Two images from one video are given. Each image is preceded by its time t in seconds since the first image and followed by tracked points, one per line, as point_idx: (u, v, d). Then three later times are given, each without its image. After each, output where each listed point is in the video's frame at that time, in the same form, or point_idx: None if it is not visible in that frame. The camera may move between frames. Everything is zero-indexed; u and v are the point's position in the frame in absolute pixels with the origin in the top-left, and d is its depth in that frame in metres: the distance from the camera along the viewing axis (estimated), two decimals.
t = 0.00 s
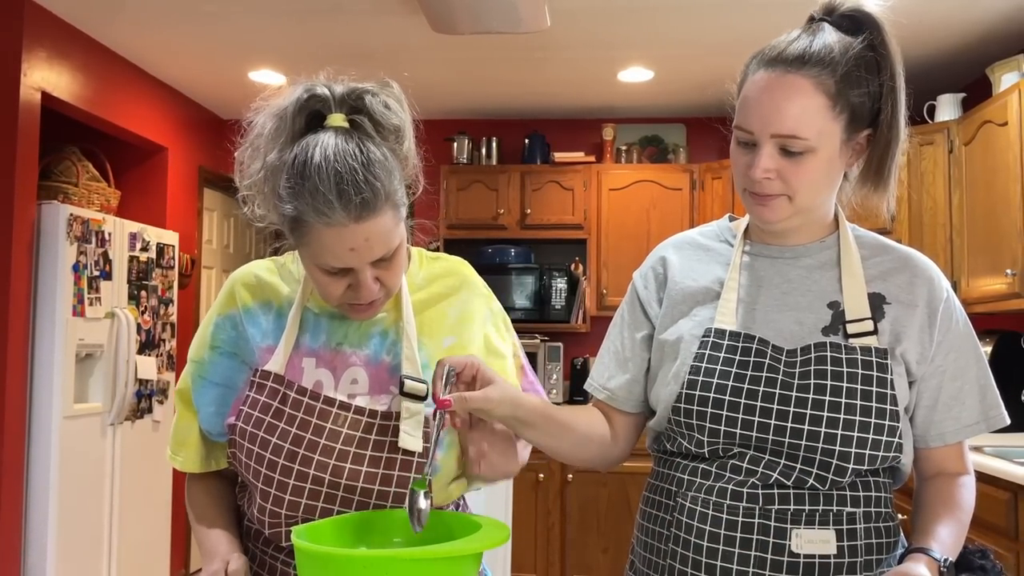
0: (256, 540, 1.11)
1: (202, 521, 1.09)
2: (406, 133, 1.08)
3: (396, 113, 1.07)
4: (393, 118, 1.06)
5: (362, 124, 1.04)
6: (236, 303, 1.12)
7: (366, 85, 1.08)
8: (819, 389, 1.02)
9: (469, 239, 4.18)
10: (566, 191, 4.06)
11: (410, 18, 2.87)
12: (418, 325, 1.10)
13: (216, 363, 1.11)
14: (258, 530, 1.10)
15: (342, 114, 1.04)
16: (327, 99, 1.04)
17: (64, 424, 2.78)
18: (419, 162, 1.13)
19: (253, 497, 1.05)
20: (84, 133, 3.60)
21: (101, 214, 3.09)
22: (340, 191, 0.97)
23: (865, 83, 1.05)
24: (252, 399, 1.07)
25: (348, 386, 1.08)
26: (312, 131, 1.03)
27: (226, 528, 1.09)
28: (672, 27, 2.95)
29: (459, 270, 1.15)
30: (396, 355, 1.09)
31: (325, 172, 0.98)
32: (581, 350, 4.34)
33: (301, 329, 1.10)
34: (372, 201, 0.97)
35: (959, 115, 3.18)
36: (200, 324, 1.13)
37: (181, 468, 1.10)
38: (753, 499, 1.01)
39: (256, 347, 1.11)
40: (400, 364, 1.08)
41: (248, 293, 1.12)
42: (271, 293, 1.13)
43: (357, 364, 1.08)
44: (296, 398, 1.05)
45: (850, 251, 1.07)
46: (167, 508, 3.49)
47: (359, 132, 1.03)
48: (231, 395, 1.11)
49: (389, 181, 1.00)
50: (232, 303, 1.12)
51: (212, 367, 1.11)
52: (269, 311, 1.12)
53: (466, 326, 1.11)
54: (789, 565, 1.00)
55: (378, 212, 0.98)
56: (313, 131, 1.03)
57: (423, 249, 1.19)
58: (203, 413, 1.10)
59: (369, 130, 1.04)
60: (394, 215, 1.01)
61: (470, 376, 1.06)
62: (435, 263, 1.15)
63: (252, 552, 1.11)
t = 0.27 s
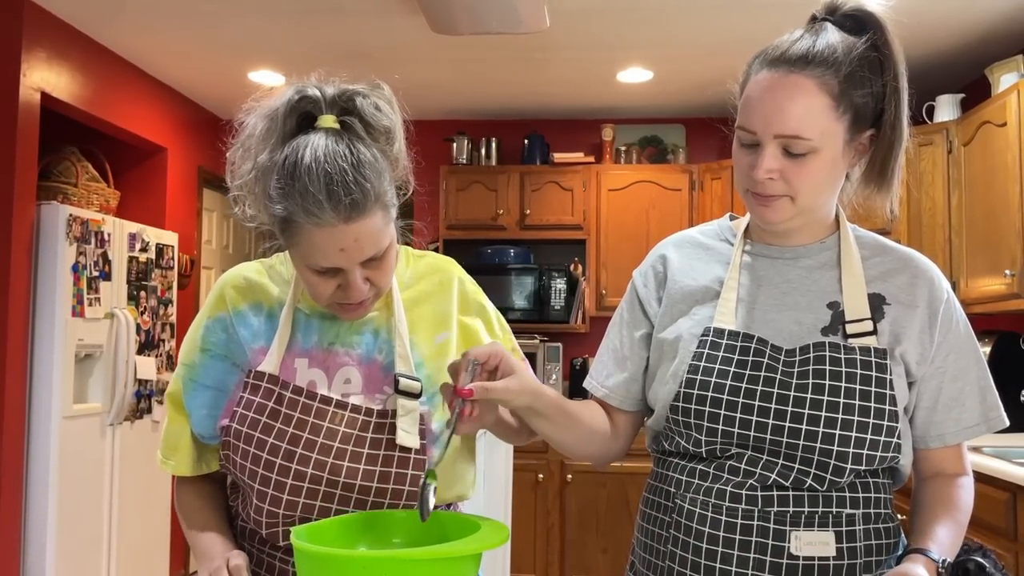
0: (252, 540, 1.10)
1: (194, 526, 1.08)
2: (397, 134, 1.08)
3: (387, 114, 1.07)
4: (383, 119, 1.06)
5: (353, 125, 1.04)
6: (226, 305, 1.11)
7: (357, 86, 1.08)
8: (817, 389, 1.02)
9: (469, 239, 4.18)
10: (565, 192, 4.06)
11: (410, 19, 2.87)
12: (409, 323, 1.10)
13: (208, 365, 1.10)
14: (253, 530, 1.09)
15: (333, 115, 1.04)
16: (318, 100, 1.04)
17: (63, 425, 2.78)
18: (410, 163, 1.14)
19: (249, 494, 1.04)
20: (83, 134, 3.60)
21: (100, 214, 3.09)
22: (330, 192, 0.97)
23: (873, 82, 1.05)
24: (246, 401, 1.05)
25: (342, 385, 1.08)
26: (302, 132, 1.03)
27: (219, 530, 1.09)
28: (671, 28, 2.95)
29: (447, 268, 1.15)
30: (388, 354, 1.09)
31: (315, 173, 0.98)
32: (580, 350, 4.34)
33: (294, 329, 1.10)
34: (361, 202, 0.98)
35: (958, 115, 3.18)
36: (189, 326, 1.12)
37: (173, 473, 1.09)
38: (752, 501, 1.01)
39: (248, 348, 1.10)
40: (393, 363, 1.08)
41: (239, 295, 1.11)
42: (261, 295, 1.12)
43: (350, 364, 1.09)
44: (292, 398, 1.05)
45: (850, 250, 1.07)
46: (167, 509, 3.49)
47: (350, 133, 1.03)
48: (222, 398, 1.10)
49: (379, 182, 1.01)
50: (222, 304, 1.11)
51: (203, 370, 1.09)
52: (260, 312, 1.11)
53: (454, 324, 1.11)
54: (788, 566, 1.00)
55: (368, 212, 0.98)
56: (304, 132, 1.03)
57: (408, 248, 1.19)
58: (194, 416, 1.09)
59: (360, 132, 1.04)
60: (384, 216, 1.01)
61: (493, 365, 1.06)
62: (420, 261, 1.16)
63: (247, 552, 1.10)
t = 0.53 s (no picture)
0: (244, 540, 1.10)
1: (185, 528, 1.08)
2: (381, 135, 1.08)
3: (371, 116, 1.07)
4: (367, 121, 1.06)
5: (337, 128, 1.04)
6: (215, 308, 1.10)
7: (339, 88, 1.07)
8: (819, 388, 1.02)
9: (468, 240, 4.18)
10: (565, 192, 4.06)
11: (409, 19, 2.87)
12: (397, 319, 1.10)
13: (197, 369, 1.09)
14: (246, 531, 1.10)
15: (316, 118, 1.04)
16: (300, 103, 1.03)
17: (62, 426, 2.78)
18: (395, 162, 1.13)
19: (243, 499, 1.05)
20: (83, 134, 3.60)
21: (100, 215, 3.08)
22: (313, 198, 0.97)
23: (893, 91, 1.04)
24: (236, 406, 1.06)
25: (332, 387, 1.08)
26: (287, 136, 1.03)
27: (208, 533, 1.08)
28: (671, 28, 2.95)
29: (432, 263, 1.14)
30: (378, 355, 1.09)
31: (298, 179, 0.98)
32: (580, 350, 4.34)
33: (282, 333, 1.10)
34: (345, 206, 0.98)
35: (957, 116, 3.19)
36: (178, 331, 1.11)
37: (164, 477, 1.08)
38: (752, 503, 1.02)
39: (238, 352, 1.09)
40: (383, 363, 1.08)
41: (227, 299, 1.11)
42: (250, 298, 1.11)
43: (339, 365, 1.08)
44: (281, 402, 1.05)
45: (852, 253, 1.08)
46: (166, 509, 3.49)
47: (333, 136, 1.03)
48: (212, 402, 1.09)
49: (362, 186, 1.00)
50: (210, 308, 1.10)
51: (192, 374, 1.08)
52: (249, 315, 1.10)
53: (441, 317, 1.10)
54: (788, 568, 1.00)
55: (352, 216, 0.98)
56: (288, 136, 1.03)
57: (393, 244, 1.18)
58: (184, 421, 1.08)
59: (343, 134, 1.04)
60: (369, 218, 1.01)
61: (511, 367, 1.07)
62: (404, 258, 1.15)
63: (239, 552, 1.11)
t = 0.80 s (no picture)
0: (238, 543, 1.10)
1: (184, 534, 1.08)
2: (366, 138, 1.06)
3: (356, 118, 1.05)
4: (352, 124, 1.04)
5: (322, 131, 1.02)
6: (204, 316, 1.10)
7: (324, 91, 1.06)
8: (820, 390, 1.03)
9: (467, 240, 4.18)
10: (564, 192, 4.06)
11: (409, 19, 2.87)
12: (386, 316, 1.09)
13: (188, 378, 1.08)
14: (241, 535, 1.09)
15: (301, 121, 1.02)
16: (285, 106, 1.02)
17: (61, 426, 2.78)
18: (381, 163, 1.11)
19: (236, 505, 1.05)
20: (82, 134, 3.59)
21: (99, 215, 3.08)
22: (296, 202, 0.95)
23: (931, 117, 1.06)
24: (228, 411, 1.06)
25: (323, 389, 1.07)
26: (271, 139, 1.02)
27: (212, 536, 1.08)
28: (670, 29, 2.95)
29: (420, 257, 1.13)
30: (369, 354, 1.08)
31: (282, 183, 0.97)
32: (579, 350, 4.34)
33: (274, 335, 1.09)
34: (329, 210, 0.96)
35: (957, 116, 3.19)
36: (170, 339, 1.11)
37: (161, 485, 1.09)
38: (751, 503, 1.02)
39: (231, 359, 1.09)
40: (374, 363, 1.07)
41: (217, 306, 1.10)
42: (239, 304, 1.10)
43: (329, 365, 1.08)
44: (271, 406, 1.05)
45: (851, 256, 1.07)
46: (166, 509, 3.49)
47: (318, 139, 1.02)
48: (205, 410, 1.09)
49: (347, 189, 0.99)
50: (200, 316, 1.09)
51: (184, 383, 1.08)
52: (239, 322, 1.10)
53: (431, 311, 1.08)
54: (787, 568, 1.00)
55: (337, 219, 0.97)
56: (273, 139, 1.02)
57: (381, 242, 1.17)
58: (178, 430, 1.08)
59: (328, 137, 1.02)
60: (355, 221, 0.99)
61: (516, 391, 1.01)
62: (392, 256, 1.14)
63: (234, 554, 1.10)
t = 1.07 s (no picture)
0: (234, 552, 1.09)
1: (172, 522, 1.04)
2: (351, 138, 1.04)
3: (339, 118, 1.03)
4: (336, 124, 1.02)
5: (306, 133, 1.00)
6: (194, 324, 1.08)
7: (306, 92, 1.04)
8: (827, 394, 1.02)
9: (467, 240, 4.18)
10: (564, 193, 4.06)
11: (408, 20, 2.87)
12: (377, 317, 1.08)
13: (179, 387, 1.07)
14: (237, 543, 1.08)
15: (283, 123, 1.00)
16: (267, 109, 1.00)
17: (60, 427, 2.78)
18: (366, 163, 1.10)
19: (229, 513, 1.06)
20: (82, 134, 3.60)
21: (99, 216, 3.08)
22: (282, 207, 0.94)
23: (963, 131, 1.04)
24: (218, 419, 1.05)
25: (312, 391, 1.06)
26: (254, 143, 1.00)
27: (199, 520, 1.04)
28: (670, 29, 2.95)
29: (410, 255, 1.13)
30: (359, 356, 1.07)
31: (267, 189, 0.95)
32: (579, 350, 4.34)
33: (264, 339, 1.08)
34: (315, 214, 0.95)
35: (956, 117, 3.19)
36: (158, 349, 1.09)
37: (155, 496, 1.05)
38: (752, 503, 1.03)
39: (222, 366, 1.08)
40: (362, 364, 1.06)
41: (206, 313, 1.09)
42: (230, 311, 1.09)
43: (320, 367, 1.07)
44: (262, 414, 1.04)
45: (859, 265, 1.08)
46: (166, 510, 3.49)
47: (302, 142, 1.00)
48: (197, 419, 1.07)
49: (333, 193, 0.98)
50: (190, 324, 1.08)
51: (175, 393, 1.06)
52: (229, 329, 1.09)
53: (424, 312, 1.08)
54: (786, 567, 1.02)
55: (324, 224, 0.96)
56: (255, 143, 1.00)
57: (370, 241, 1.16)
58: (170, 439, 1.06)
59: (312, 139, 1.00)
60: (341, 224, 0.98)
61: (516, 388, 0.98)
62: (381, 255, 1.14)
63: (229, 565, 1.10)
